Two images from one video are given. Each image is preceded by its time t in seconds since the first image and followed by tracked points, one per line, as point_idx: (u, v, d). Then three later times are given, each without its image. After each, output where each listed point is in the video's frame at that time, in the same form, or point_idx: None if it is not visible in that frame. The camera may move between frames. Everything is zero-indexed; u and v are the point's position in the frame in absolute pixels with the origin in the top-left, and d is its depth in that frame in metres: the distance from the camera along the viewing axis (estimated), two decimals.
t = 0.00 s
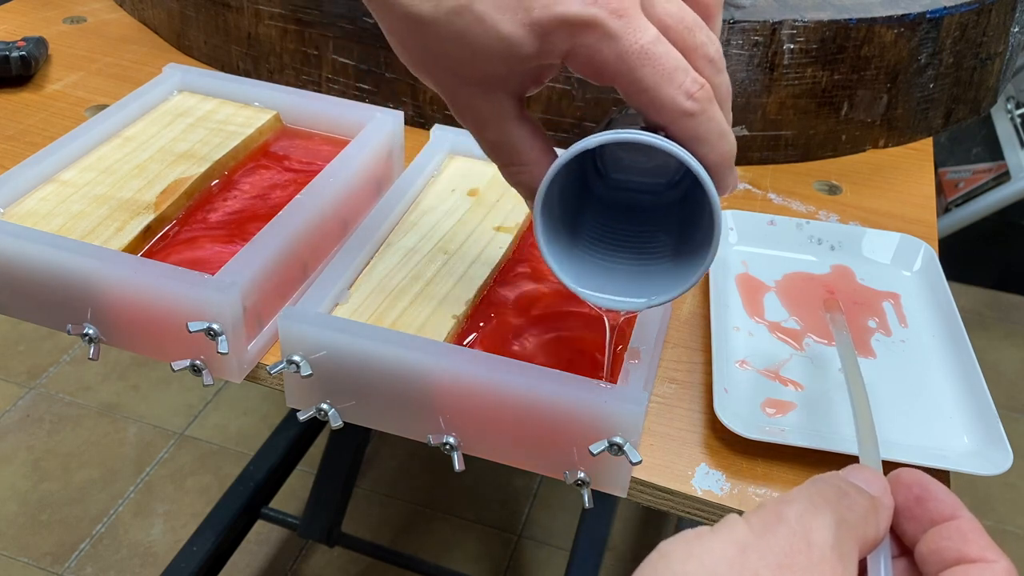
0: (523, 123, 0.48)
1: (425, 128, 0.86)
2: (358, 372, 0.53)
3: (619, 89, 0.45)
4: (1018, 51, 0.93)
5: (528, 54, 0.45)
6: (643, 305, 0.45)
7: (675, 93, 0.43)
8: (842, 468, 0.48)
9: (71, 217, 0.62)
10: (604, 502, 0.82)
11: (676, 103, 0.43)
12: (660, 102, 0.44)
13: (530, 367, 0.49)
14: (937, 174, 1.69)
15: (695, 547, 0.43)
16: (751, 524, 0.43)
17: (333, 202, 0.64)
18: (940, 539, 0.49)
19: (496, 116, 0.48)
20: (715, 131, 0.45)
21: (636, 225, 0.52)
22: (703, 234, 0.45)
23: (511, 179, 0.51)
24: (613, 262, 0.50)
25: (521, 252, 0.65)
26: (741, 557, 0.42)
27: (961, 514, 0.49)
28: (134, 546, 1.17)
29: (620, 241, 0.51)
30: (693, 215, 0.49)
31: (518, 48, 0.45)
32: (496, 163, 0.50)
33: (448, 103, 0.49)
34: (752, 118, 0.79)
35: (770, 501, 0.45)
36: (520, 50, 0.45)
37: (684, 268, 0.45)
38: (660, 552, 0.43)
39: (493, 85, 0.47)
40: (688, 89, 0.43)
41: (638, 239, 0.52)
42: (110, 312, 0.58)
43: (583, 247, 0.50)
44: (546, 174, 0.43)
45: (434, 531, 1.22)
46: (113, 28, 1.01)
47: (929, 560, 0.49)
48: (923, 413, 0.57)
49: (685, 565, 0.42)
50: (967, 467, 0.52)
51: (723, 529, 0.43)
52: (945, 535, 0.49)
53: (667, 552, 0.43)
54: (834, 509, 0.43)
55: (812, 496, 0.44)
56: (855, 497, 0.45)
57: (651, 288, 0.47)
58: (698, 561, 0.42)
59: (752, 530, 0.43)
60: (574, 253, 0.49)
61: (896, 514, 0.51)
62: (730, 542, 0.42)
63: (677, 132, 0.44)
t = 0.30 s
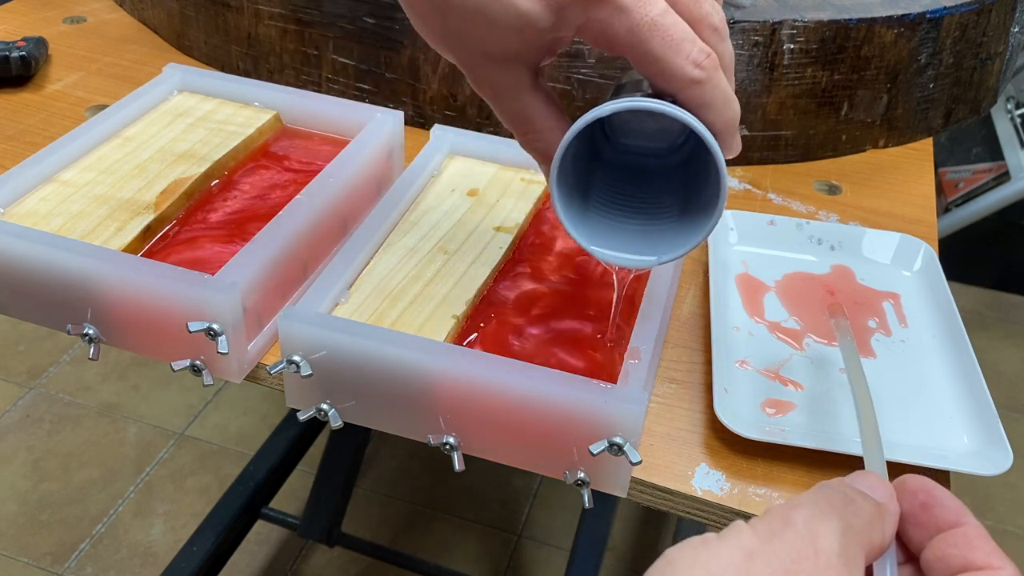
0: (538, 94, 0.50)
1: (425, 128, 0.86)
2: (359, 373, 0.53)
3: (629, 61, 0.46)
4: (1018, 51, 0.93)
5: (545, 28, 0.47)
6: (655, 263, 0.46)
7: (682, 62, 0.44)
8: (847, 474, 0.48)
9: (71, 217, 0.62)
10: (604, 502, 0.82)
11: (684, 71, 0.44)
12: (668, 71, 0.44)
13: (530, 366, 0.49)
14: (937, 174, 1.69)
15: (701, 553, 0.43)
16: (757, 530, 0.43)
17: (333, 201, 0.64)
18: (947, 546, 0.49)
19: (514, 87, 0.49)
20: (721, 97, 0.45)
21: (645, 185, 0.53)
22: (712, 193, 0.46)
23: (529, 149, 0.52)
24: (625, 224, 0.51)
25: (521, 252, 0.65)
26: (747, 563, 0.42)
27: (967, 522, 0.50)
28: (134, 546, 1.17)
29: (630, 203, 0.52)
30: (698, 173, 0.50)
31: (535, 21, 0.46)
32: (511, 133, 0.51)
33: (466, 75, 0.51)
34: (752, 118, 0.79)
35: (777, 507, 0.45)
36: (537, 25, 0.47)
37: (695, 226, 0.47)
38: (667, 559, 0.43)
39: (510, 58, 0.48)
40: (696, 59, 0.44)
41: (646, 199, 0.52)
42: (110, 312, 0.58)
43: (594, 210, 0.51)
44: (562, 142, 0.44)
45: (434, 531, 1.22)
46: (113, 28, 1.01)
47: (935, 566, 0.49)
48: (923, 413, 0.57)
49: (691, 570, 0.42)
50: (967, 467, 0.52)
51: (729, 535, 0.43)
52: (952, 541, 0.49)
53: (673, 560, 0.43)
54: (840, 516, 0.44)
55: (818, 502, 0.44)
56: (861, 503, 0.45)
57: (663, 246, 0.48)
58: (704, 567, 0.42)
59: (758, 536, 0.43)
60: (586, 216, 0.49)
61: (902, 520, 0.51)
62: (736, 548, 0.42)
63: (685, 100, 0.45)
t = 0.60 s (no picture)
0: (569, 46, 0.60)
1: (425, 128, 0.86)
2: (359, 373, 0.53)
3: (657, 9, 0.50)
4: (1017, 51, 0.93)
5: None
6: (683, 195, 0.52)
7: (706, 10, 0.49)
8: (850, 466, 0.48)
9: (71, 217, 0.62)
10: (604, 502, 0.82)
11: (707, 19, 0.49)
12: (693, 20, 0.49)
13: (531, 366, 0.49)
14: (937, 174, 1.69)
15: (707, 543, 0.43)
16: (763, 519, 0.44)
17: (332, 201, 0.64)
18: (950, 534, 0.50)
19: (549, 40, 0.60)
20: (739, 40, 0.51)
21: (663, 127, 0.59)
22: (732, 131, 0.52)
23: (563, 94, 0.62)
24: (651, 159, 0.56)
25: (521, 252, 0.65)
26: (754, 551, 0.42)
27: (970, 510, 0.50)
28: (134, 546, 1.17)
29: (653, 142, 0.58)
30: (713, 110, 0.56)
31: None
32: (546, 80, 0.62)
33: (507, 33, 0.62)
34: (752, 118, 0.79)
35: (781, 497, 0.45)
36: None
37: (717, 161, 0.52)
38: (673, 549, 0.44)
39: (543, 15, 0.59)
40: (718, 7, 0.49)
41: (667, 137, 0.59)
42: (110, 313, 0.58)
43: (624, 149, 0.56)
44: (594, 91, 0.48)
45: (434, 531, 1.22)
46: (113, 28, 1.01)
47: (938, 555, 0.50)
48: (923, 414, 0.57)
49: (698, 560, 0.42)
50: (967, 467, 0.52)
51: (736, 525, 0.44)
52: (954, 530, 0.50)
53: (678, 549, 0.43)
54: (844, 504, 0.44)
55: (822, 492, 0.44)
56: (865, 493, 0.45)
57: (686, 176, 0.54)
58: (710, 558, 0.42)
59: (764, 525, 0.43)
60: (618, 154, 0.55)
61: (905, 509, 0.51)
62: (742, 538, 0.43)
63: (708, 45, 0.50)
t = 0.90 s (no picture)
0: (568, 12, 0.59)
1: (425, 128, 0.86)
2: (359, 373, 0.53)
3: None
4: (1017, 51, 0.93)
5: None
6: (675, 153, 0.53)
7: None
8: (851, 465, 0.48)
9: (71, 217, 0.62)
10: (604, 502, 0.82)
11: None
12: None
13: (531, 366, 0.49)
14: (937, 174, 1.69)
15: (708, 541, 0.43)
16: (765, 517, 0.43)
17: (332, 201, 0.64)
18: (950, 532, 0.50)
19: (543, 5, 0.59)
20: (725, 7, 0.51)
21: (654, 89, 0.60)
22: (721, 89, 0.52)
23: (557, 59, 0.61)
24: (644, 118, 0.57)
25: (522, 252, 0.65)
26: (756, 549, 0.42)
27: (969, 509, 0.50)
28: (134, 546, 1.17)
29: (644, 104, 0.59)
30: (701, 72, 0.57)
31: None
32: (543, 47, 0.61)
33: None
34: (751, 118, 0.79)
35: (782, 495, 0.45)
36: None
37: (707, 119, 0.53)
38: (675, 548, 0.43)
39: None
40: None
41: (657, 99, 0.59)
42: (110, 312, 0.58)
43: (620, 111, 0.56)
44: (593, 56, 0.49)
45: (434, 531, 1.22)
46: (112, 28, 1.01)
47: (939, 553, 0.50)
48: (923, 414, 0.57)
49: (701, 558, 0.42)
50: (967, 467, 0.52)
51: (738, 522, 0.43)
52: (955, 528, 0.50)
53: (680, 546, 0.43)
54: (846, 503, 0.44)
55: (824, 490, 0.44)
56: (866, 491, 0.45)
57: (678, 134, 0.54)
58: (712, 556, 0.42)
59: (766, 522, 0.43)
60: (613, 114, 0.55)
61: (906, 508, 0.51)
62: (744, 535, 0.43)
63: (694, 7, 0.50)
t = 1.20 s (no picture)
0: (523, 31, 0.59)
1: (425, 128, 0.86)
2: (359, 373, 0.53)
3: None
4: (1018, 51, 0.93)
5: None
6: (634, 184, 0.52)
7: None
8: (851, 462, 0.48)
9: (71, 217, 0.62)
10: (604, 502, 0.82)
11: (659, 8, 0.48)
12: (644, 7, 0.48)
13: (530, 366, 0.49)
14: (937, 174, 1.69)
15: (707, 538, 0.43)
16: (765, 514, 0.43)
17: (332, 201, 0.64)
18: (949, 529, 0.50)
19: (500, 24, 0.59)
20: (691, 28, 0.50)
21: (619, 118, 0.59)
22: (684, 119, 0.52)
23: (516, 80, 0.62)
24: (607, 148, 0.57)
25: (522, 252, 0.65)
26: (756, 546, 0.42)
27: (967, 505, 0.50)
28: (134, 546, 1.17)
29: (611, 132, 0.58)
30: (667, 102, 0.57)
31: None
32: (502, 68, 0.61)
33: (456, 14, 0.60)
34: (751, 118, 0.79)
35: (781, 492, 0.45)
36: None
37: (669, 149, 0.52)
38: (675, 544, 0.43)
39: None
40: None
41: (623, 129, 0.59)
42: (110, 312, 0.58)
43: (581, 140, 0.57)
44: (550, 77, 0.49)
45: (434, 531, 1.22)
46: (112, 28, 1.01)
47: (938, 550, 0.51)
48: (923, 414, 0.57)
49: (700, 554, 0.42)
50: (967, 467, 0.52)
51: (737, 519, 0.43)
52: (953, 525, 0.50)
53: (680, 543, 0.43)
54: (845, 500, 0.44)
55: (822, 487, 0.44)
56: (865, 488, 0.45)
57: (639, 167, 0.53)
58: (711, 553, 0.42)
59: (766, 519, 0.43)
60: (574, 143, 0.55)
61: (905, 505, 0.51)
62: (744, 532, 0.42)
63: (659, 30, 0.50)
